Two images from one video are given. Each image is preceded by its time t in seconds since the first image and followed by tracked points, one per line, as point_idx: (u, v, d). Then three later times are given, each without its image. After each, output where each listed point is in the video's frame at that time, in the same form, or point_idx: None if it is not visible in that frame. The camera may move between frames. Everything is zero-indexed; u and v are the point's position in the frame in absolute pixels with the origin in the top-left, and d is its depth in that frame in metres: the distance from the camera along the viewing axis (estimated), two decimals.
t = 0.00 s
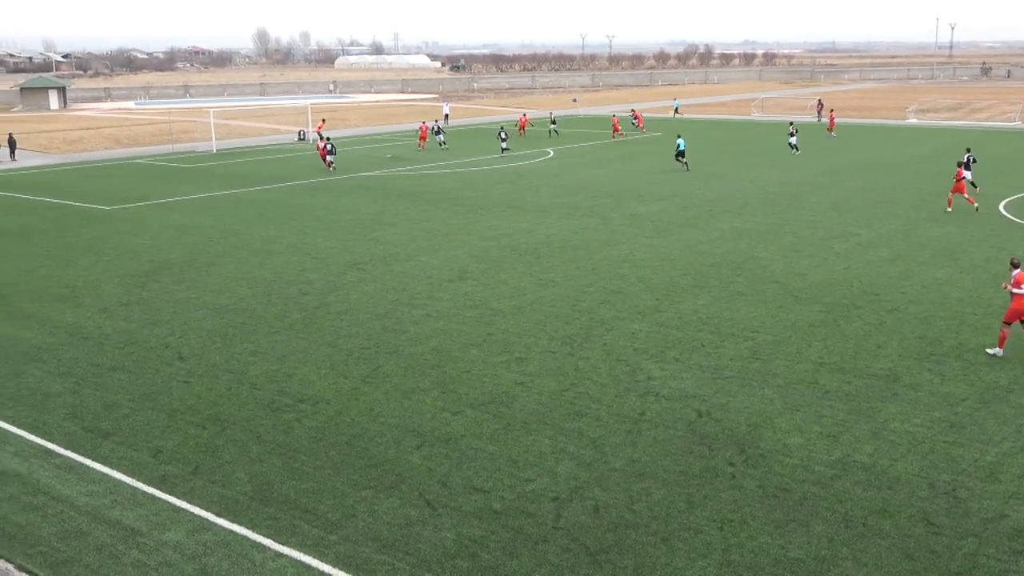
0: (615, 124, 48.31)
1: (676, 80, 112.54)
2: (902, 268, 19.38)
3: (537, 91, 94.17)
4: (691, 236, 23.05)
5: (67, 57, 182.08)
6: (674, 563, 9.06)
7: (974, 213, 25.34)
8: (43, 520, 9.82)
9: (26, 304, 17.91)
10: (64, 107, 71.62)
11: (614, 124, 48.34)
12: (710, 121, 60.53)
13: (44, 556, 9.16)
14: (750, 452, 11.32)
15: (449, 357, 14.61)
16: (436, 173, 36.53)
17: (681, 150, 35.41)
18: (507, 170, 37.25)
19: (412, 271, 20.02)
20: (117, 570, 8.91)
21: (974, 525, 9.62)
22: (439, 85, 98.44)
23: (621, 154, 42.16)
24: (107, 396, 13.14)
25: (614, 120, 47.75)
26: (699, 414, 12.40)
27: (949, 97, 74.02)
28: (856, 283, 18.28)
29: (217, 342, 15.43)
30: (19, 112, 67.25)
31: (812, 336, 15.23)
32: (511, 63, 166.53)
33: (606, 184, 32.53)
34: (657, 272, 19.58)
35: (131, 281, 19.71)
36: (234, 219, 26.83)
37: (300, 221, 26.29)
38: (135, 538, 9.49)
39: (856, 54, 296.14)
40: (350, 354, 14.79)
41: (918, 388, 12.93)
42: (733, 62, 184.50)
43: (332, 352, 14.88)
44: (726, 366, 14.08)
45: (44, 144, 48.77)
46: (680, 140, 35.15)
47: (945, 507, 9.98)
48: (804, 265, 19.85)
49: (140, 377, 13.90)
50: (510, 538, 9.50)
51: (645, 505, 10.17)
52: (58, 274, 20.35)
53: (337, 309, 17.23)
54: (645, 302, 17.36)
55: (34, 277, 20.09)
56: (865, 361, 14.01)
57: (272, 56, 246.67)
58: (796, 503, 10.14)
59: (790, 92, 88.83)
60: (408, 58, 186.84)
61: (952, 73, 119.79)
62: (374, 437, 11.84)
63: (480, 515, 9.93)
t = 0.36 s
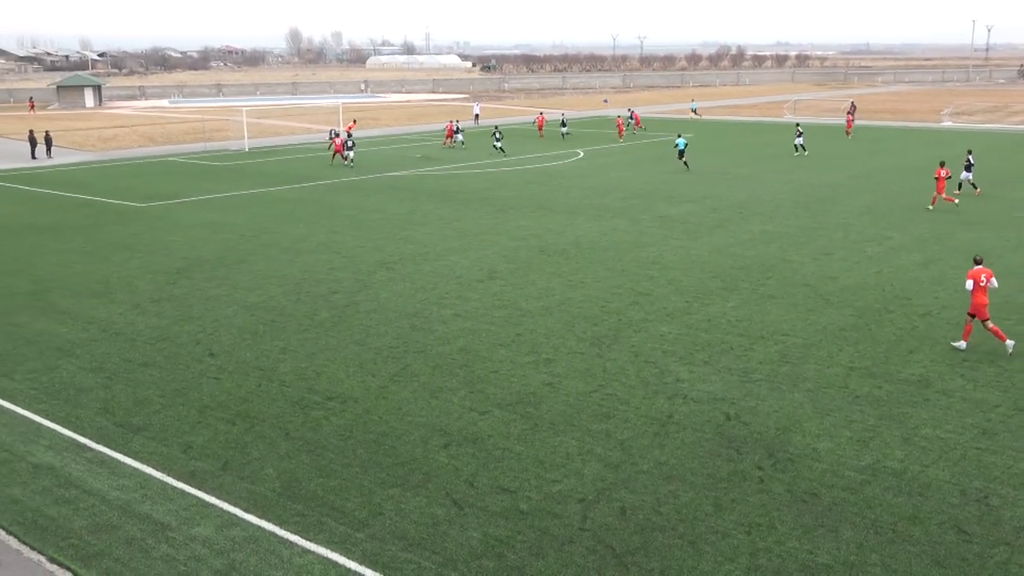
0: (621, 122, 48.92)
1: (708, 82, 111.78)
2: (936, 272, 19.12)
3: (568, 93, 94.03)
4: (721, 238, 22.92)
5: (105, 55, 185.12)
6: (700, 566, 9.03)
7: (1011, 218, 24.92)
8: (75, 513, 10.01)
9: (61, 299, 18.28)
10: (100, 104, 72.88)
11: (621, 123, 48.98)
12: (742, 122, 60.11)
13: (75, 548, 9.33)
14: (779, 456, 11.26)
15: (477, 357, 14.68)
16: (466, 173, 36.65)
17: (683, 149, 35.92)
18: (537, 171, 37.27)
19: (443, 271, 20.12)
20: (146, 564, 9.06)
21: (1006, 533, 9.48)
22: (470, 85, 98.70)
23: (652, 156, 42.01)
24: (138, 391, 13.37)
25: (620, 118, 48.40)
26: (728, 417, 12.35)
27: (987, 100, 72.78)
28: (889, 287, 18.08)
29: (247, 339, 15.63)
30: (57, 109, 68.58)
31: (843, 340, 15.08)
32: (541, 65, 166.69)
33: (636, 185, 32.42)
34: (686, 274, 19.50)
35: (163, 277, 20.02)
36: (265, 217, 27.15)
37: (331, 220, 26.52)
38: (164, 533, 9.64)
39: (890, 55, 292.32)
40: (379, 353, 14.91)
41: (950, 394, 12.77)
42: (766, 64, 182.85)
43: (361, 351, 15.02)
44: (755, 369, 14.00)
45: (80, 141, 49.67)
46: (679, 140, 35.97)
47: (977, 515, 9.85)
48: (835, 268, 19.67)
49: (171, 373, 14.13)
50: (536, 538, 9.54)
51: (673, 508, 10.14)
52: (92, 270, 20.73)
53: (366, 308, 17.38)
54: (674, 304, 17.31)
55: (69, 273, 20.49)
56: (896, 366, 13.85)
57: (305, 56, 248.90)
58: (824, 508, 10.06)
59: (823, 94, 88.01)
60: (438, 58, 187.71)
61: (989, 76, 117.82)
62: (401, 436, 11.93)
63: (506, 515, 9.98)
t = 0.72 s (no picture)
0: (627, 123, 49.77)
1: (744, 84, 110.74)
2: (976, 277, 18.79)
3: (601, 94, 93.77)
4: (756, 241, 22.73)
5: (144, 56, 188.18)
6: (732, 571, 8.99)
7: None
8: (111, 507, 10.21)
9: (99, 296, 18.66)
10: (139, 104, 74.22)
11: (627, 124, 49.92)
12: (778, 124, 59.56)
13: (111, 541, 9.50)
14: (813, 461, 11.16)
15: (510, 357, 14.73)
16: (499, 174, 36.73)
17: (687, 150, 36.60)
18: (570, 172, 37.23)
19: (475, 271, 20.20)
20: (180, 558, 9.19)
21: None
22: (504, 86, 98.90)
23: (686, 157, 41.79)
24: (174, 388, 13.61)
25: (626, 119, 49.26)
26: (761, 420, 12.27)
27: None
28: (926, 292, 17.82)
29: (281, 338, 15.85)
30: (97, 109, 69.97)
31: (878, 345, 14.90)
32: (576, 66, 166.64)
33: (669, 187, 32.25)
34: (719, 276, 19.37)
35: (199, 275, 20.35)
36: (300, 217, 27.44)
37: (366, 220, 26.75)
38: (198, 528, 9.79)
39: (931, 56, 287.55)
40: (412, 353, 15.03)
41: (988, 401, 12.55)
42: (804, 66, 180.75)
43: (394, 350, 15.15)
44: (789, 373, 13.89)
45: (120, 141, 50.62)
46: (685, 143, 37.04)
47: (1015, 523, 9.68)
48: (872, 272, 19.42)
49: (206, 370, 14.36)
50: (567, 539, 9.56)
51: (705, 511, 10.11)
52: (130, 267, 21.13)
53: (399, 307, 17.53)
54: (708, 306, 17.22)
55: (108, 270, 20.91)
56: (932, 371, 13.66)
57: (340, 56, 250.79)
58: (859, 514, 9.96)
59: (861, 96, 86.61)
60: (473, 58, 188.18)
61: None
62: (433, 435, 12.03)
63: (537, 516, 10.02)
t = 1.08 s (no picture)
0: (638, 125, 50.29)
1: (784, 85, 109.39)
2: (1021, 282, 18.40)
3: (639, 95, 93.21)
4: (794, 243, 22.50)
5: (187, 56, 191.29)
6: None
7: None
8: (149, 502, 10.40)
9: (140, 294, 19.04)
10: (181, 105, 75.54)
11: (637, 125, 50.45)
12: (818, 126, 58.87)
13: (149, 536, 9.68)
14: (851, 466, 11.05)
15: (544, 359, 14.79)
16: (535, 175, 36.76)
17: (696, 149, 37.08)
18: (607, 173, 37.14)
19: (511, 272, 20.28)
20: (216, 555, 9.34)
21: None
22: (541, 87, 98.85)
23: (724, 158, 41.50)
24: (213, 386, 13.86)
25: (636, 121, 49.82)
26: (798, 425, 12.17)
27: None
28: (969, 296, 17.50)
29: (318, 337, 16.06)
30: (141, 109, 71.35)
31: (918, 349, 14.68)
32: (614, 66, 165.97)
33: (706, 189, 32.02)
34: (756, 279, 19.21)
35: (239, 274, 20.68)
36: (337, 217, 27.72)
37: (402, 220, 26.95)
38: (234, 524, 9.95)
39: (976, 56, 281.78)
40: (447, 353, 15.15)
41: None
42: (845, 67, 178.27)
43: (429, 350, 15.28)
44: (827, 377, 13.75)
45: (162, 141, 51.55)
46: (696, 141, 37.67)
47: None
48: (913, 276, 19.13)
49: (244, 368, 14.60)
50: (600, 542, 9.58)
51: (740, 516, 10.06)
52: (171, 266, 21.53)
53: (435, 308, 17.66)
54: (744, 309, 17.11)
55: (149, 269, 21.33)
56: (974, 377, 13.43)
57: (378, 57, 252.62)
58: (896, 521, 9.84)
59: (905, 97, 85.04)
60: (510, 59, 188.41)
61: None
62: (468, 435, 12.12)
63: (571, 518, 10.05)
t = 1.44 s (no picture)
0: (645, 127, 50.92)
1: (828, 86, 107.85)
2: None
3: (680, 95, 92.57)
4: (838, 246, 22.21)
5: (232, 57, 194.56)
6: None
7: None
8: (191, 498, 10.63)
9: (184, 293, 19.44)
10: (225, 105, 76.85)
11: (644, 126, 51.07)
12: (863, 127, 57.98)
13: (190, 531, 9.88)
14: (894, 472, 10.91)
15: (583, 360, 14.81)
16: (575, 176, 36.73)
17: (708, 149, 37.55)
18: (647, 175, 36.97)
19: (550, 274, 20.31)
20: (256, 550, 9.51)
21: None
22: (582, 88, 98.69)
23: (767, 160, 41.07)
24: (254, 384, 14.12)
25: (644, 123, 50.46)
26: (840, 430, 12.04)
27: None
28: (1018, 301, 17.13)
29: (358, 336, 16.27)
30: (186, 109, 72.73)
31: (965, 354, 14.42)
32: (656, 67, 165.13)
33: (748, 191, 31.72)
34: (798, 282, 19.01)
35: (281, 273, 21.00)
36: (378, 217, 28.00)
37: (443, 221, 27.13)
38: (274, 521, 10.12)
39: None
40: (486, 353, 15.24)
41: None
42: (890, 67, 175.30)
43: (468, 350, 15.40)
44: (870, 381, 13.57)
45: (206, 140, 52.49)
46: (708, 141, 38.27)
47: None
48: (960, 280, 18.76)
49: (285, 367, 14.85)
50: (638, 545, 9.58)
51: (780, 521, 9.98)
52: (215, 264, 21.94)
53: (474, 308, 17.78)
54: (786, 312, 16.94)
55: (192, 267, 21.76)
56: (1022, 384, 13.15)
57: (420, 59, 254.39)
58: (940, 528, 9.69)
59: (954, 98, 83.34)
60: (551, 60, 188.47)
61: None
62: (506, 436, 12.20)
63: (609, 520, 10.07)
